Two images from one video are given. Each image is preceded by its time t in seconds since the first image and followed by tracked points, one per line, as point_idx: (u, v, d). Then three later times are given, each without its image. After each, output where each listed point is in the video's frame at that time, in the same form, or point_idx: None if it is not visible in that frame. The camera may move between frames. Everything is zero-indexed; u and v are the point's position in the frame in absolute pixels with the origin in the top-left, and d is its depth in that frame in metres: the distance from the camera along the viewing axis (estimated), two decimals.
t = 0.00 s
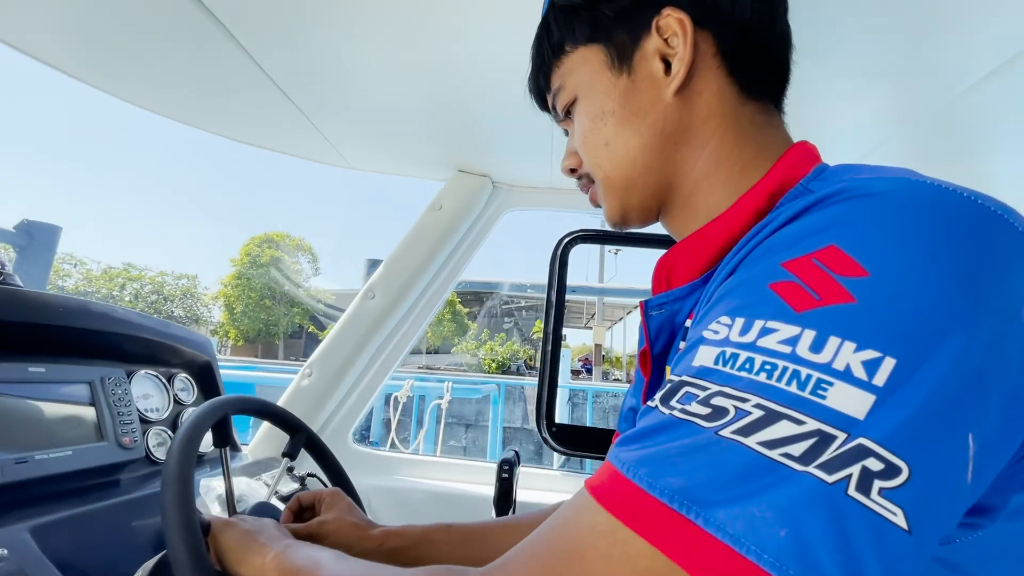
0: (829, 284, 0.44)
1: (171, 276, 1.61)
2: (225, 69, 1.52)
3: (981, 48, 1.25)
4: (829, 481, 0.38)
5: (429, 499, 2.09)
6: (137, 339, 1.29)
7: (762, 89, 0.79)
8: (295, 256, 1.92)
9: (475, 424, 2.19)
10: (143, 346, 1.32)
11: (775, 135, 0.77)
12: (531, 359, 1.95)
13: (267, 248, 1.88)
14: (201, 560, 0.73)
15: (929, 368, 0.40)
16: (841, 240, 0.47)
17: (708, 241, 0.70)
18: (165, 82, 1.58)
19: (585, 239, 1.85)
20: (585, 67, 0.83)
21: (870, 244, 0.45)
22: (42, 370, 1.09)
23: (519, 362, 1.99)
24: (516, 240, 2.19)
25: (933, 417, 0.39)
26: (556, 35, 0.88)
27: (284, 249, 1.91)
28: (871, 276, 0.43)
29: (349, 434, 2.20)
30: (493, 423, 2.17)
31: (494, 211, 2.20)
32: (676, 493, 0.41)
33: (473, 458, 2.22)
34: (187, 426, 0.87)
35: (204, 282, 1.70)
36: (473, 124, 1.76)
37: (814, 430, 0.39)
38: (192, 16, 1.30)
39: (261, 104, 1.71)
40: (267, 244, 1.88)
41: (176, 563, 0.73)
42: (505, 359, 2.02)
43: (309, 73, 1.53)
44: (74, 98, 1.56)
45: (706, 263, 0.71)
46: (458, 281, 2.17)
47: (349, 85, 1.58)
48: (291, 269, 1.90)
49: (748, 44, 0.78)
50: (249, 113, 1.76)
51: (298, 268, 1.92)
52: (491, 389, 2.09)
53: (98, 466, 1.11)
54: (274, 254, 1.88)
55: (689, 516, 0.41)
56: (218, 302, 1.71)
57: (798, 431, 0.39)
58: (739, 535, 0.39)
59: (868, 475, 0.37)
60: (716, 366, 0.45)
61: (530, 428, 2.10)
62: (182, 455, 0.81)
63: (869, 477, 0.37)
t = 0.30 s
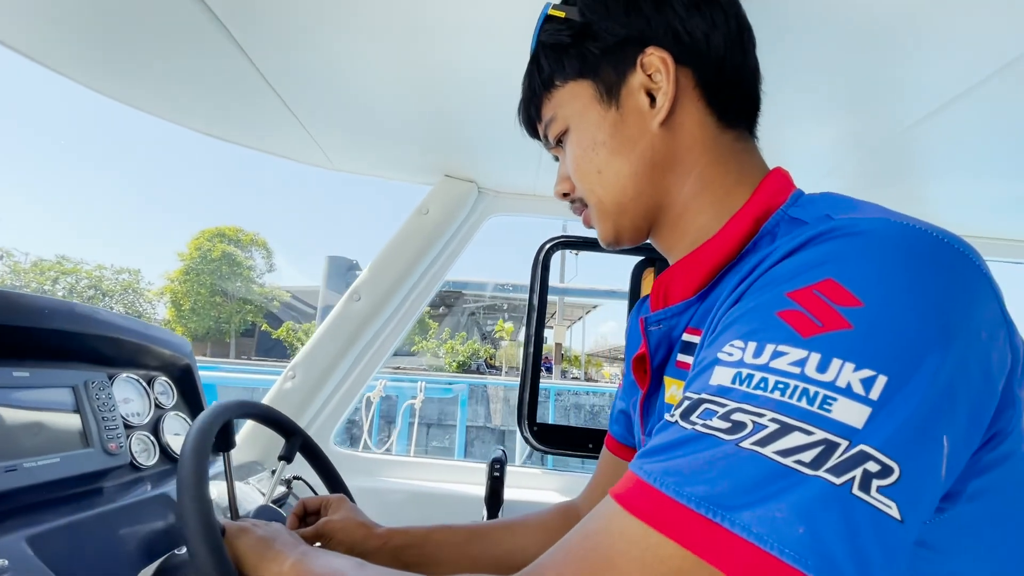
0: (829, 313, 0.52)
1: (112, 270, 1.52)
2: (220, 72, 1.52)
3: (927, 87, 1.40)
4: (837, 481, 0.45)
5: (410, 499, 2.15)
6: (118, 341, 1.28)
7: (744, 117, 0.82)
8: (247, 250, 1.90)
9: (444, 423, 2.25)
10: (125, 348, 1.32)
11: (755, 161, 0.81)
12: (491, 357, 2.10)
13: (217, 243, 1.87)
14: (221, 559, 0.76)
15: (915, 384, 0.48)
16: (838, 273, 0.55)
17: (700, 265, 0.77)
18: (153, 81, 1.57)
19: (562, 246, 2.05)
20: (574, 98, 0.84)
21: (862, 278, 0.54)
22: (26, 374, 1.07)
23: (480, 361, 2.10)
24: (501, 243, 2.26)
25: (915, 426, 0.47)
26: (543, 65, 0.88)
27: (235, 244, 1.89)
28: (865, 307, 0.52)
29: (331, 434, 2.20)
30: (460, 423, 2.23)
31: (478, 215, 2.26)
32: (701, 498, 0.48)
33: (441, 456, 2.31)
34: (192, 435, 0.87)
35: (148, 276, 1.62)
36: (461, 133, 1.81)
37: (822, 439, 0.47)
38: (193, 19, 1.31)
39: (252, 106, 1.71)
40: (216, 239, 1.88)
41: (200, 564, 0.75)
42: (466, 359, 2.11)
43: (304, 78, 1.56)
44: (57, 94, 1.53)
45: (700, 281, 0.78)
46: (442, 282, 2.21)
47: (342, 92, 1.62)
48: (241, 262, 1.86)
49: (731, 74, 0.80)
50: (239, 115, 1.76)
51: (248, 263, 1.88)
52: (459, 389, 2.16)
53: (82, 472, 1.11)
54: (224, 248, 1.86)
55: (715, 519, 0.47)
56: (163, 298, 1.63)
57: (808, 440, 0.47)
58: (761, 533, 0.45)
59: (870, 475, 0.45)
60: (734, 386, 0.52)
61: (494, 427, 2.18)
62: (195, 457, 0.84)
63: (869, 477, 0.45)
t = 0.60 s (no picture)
0: (807, 330, 0.60)
1: (55, 266, 1.60)
2: (218, 78, 1.56)
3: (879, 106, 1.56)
4: (817, 472, 0.53)
5: (391, 500, 2.25)
6: (104, 344, 1.29)
7: (722, 146, 0.90)
8: (206, 247, 1.88)
9: (411, 424, 2.37)
10: (109, 351, 1.32)
11: (731, 186, 0.90)
12: (459, 358, 2.21)
13: (178, 240, 1.85)
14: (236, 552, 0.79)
15: (878, 388, 0.57)
16: (813, 295, 0.64)
17: (691, 277, 0.85)
18: (147, 83, 1.58)
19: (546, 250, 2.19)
20: (569, 126, 0.90)
21: (832, 299, 0.62)
22: (16, 378, 1.09)
23: (448, 362, 2.22)
24: (483, 249, 2.35)
25: (878, 423, 0.56)
26: (540, 96, 0.94)
27: (194, 241, 1.87)
28: (835, 324, 0.60)
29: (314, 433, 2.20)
30: (432, 424, 2.37)
31: (463, 222, 2.34)
32: (704, 490, 0.55)
33: (409, 456, 2.43)
34: (199, 438, 0.90)
35: (98, 273, 1.65)
36: (449, 142, 1.89)
37: (803, 437, 0.54)
38: (198, 27, 1.34)
39: (245, 111, 1.74)
40: (172, 235, 1.87)
41: (213, 558, 0.78)
42: (434, 359, 2.23)
43: (300, 86, 1.60)
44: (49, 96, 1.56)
45: (689, 294, 0.86)
46: (432, 280, 2.26)
47: (336, 100, 1.67)
48: (200, 260, 1.85)
49: (711, 107, 0.88)
50: (231, 119, 1.79)
51: (209, 260, 1.87)
52: (433, 389, 2.30)
53: (76, 477, 1.12)
54: (183, 244, 1.85)
55: (716, 507, 0.54)
56: (113, 295, 1.63)
57: (793, 439, 0.54)
58: (755, 518, 0.52)
59: (845, 466, 0.53)
60: (728, 393, 0.60)
61: (463, 427, 2.35)
62: (205, 458, 0.87)
63: (843, 467, 0.53)
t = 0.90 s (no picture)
0: (774, 322, 0.68)
1: (8, 263, 1.47)
2: (208, 74, 1.58)
3: (837, 122, 1.68)
4: (782, 443, 0.60)
5: (375, 496, 2.28)
6: (91, 341, 1.29)
7: (700, 159, 0.99)
8: (170, 244, 1.82)
9: (385, 424, 2.38)
10: (93, 348, 1.32)
11: (708, 195, 0.99)
12: (433, 359, 2.22)
13: (140, 235, 1.79)
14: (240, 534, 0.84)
15: (834, 371, 0.64)
16: (778, 292, 0.71)
17: (675, 275, 0.94)
18: (134, 77, 1.59)
19: (527, 253, 2.29)
20: (564, 137, 0.98)
21: (797, 295, 0.70)
22: (6, 373, 1.10)
23: (421, 363, 2.23)
24: (469, 249, 2.40)
25: (833, 402, 0.63)
26: (537, 108, 1.02)
27: (158, 237, 1.81)
28: (798, 318, 0.67)
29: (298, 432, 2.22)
30: (408, 423, 2.40)
31: (447, 223, 2.39)
32: (684, 461, 0.61)
33: (386, 453, 2.47)
34: (199, 433, 0.94)
35: (52, 270, 1.54)
36: (436, 142, 1.94)
37: (770, 414, 0.61)
38: (190, 25, 1.37)
39: (233, 109, 1.77)
40: (135, 230, 1.80)
41: (218, 543, 0.83)
42: (408, 360, 2.25)
43: (290, 84, 1.63)
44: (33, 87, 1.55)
45: (672, 293, 0.94)
46: (413, 283, 2.30)
47: (325, 99, 1.70)
48: (166, 257, 1.79)
49: (691, 123, 0.97)
50: (219, 116, 1.80)
51: (174, 257, 1.81)
52: (410, 387, 2.29)
53: (65, 472, 1.14)
54: (145, 240, 1.78)
55: (695, 475, 0.60)
56: (70, 294, 1.51)
57: (762, 416, 0.61)
58: (730, 485, 0.59)
59: (806, 438, 0.60)
60: (708, 377, 0.66)
61: (437, 427, 2.38)
62: (205, 450, 0.92)
63: (804, 440, 0.60)
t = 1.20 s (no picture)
0: (739, 326, 0.72)
1: None
2: (187, 72, 1.57)
3: (804, 133, 1.76)
4: (745, 437, 0.64)
5: (353, 497, 2.28)
6: (66, 342, 1.28)
7: (678, 170, 1.03)
8: (138, 242, 1.85)
9: (364, 426, 2.43)
10: (68, 350, 1.30)
11: (685, 204, 1.03)
12: (410, 360, 2.23)
13: (109, 233, 1.83)
14: (225, 533, 0.86)
15: (793, 370, 0.69)
16: (744, 298, 0.75)
17: (651, 280, 0.97)
18: (112, 73, 1.58)
19: (508, 255, 2.33)
20: (548, 147, 1.02)
21: (761, 300, 0.74)
22: None
23: (398, 364, 2.24)
24: (449, 251, 2.42)
25: (792, 399, 0.68)
26: (524, 119, 1.06)
27: (126, 234, 1.86)
28: (762, 322, 0.72)
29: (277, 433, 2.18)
30: (385, 425, 2.42)
31: (429, 225, 2.40)
32: (655, 453, 0.64)
33: (364, 453, 2.48)
34: (183, 437, 0.96)
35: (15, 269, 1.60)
36: (416, 145, 1.95)
37: (735, 411, 0.65)
38: (171, 22, 1.37)
39: (212, 108, 1.76)
40: (102, 227, 1.85)
41: (202, 540, 0.85)
42: (385, 361, 2.25)
43: (271, 85, 1.63)
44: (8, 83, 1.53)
45: (648, 296, 0.98)
46: (395, 282, 2.30)
47: (306, 99, 1.71)
48: (134, 254, 1.82)
49: (670, 137, 1.02)
50: (201, 115, 1.80)
51: (143, 255, 1.84)
52: (389, 387, 2.34)
53: (43, 474, 1.12)
54: (112, 237, 1.82)
55: (665, 466, 0.64)
56: (30, 291, 1.57)
57: (727, 411, 0.65)
58: (699, 475, 0.63)
59: (767, 432, 0.64)
60: (679, 376, 0.70)
61: (415, 428, 2.43)
62: (190, 451, 0.93)
63: (765, 434, 0.64)
